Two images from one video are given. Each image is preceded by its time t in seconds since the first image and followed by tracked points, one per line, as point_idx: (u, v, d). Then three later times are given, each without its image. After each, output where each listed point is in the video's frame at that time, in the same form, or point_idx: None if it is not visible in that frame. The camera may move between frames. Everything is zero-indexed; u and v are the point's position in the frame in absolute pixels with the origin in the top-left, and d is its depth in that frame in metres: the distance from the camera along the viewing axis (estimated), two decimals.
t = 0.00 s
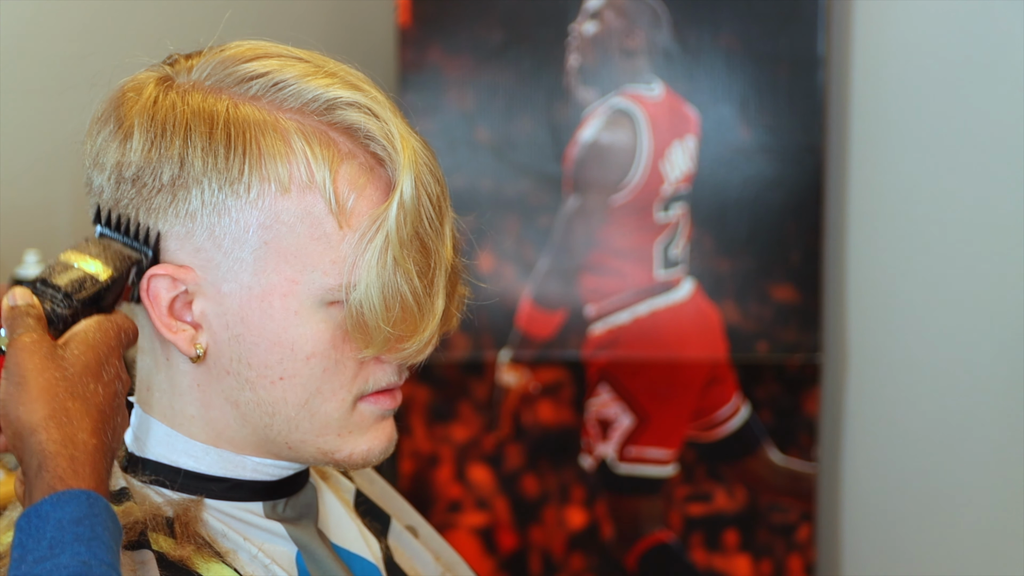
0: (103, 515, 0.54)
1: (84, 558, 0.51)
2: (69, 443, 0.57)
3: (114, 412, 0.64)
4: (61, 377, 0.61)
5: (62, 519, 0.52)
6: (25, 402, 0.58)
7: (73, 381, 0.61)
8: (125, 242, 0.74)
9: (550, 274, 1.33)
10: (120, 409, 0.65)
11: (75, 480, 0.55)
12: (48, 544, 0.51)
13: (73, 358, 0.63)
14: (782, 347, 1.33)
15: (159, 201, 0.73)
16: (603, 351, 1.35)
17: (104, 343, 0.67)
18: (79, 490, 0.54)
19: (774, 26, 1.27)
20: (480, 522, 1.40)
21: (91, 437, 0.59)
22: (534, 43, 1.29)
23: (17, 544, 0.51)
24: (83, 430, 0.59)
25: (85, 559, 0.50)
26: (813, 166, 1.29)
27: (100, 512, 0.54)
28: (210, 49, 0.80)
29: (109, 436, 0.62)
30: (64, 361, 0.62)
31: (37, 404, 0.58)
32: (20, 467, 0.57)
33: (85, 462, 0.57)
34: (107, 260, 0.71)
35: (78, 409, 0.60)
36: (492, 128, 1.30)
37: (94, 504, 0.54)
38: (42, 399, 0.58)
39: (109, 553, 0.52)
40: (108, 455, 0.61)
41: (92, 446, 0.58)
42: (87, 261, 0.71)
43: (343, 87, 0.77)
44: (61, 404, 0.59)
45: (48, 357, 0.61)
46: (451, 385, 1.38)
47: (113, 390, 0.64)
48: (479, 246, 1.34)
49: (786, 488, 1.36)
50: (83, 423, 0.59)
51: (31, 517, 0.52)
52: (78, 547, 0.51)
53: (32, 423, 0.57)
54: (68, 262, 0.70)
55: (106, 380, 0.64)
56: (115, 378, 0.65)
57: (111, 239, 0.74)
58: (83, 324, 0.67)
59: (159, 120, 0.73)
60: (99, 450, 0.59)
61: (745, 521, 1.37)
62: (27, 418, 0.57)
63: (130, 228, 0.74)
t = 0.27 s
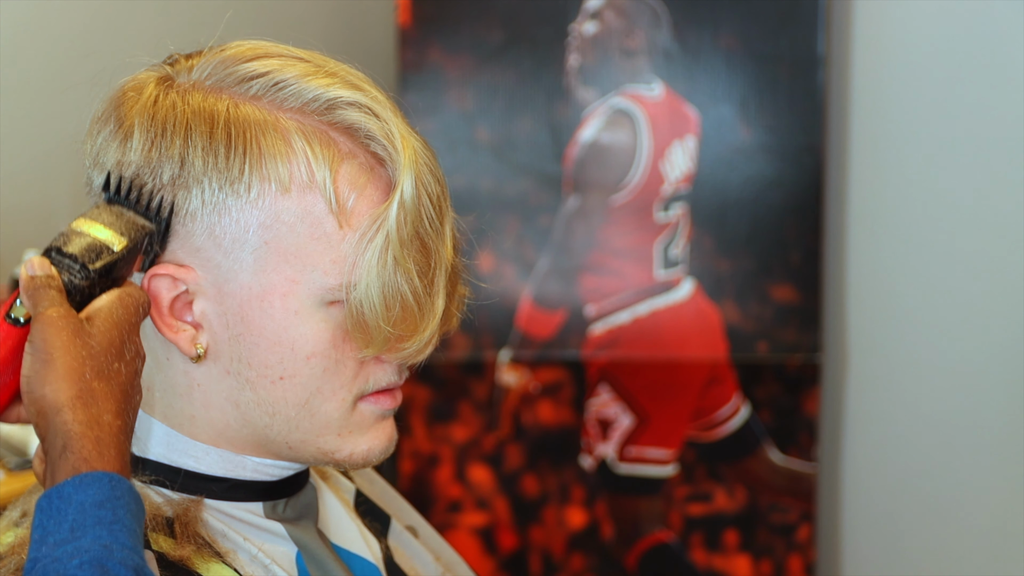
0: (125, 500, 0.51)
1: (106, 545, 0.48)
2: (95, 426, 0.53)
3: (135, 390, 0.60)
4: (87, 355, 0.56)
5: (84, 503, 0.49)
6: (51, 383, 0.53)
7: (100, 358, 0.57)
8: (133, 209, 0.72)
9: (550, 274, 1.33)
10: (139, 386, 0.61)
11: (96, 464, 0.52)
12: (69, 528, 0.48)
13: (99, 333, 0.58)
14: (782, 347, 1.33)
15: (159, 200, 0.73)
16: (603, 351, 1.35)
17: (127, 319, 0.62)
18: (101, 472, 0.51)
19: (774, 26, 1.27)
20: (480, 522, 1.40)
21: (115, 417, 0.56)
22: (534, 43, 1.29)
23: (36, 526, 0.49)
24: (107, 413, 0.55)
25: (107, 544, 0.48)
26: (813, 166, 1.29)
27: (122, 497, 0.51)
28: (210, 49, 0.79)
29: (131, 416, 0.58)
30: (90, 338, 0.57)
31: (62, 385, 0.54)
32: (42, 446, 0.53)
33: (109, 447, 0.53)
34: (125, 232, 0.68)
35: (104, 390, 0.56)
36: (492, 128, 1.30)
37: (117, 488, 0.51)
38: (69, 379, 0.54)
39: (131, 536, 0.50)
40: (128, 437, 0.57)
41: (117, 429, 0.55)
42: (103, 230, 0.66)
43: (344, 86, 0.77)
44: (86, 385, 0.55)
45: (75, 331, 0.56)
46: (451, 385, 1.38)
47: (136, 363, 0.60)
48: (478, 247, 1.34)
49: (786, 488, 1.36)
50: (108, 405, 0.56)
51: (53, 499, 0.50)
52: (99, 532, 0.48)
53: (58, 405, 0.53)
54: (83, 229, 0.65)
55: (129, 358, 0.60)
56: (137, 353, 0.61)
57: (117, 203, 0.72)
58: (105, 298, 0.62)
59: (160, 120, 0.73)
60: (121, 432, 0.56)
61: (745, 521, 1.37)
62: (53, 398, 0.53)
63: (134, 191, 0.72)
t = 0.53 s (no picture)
0: (139, 488, 0.49)
1: (118, 535, 0.46)
2: (110, 414, 0.51)
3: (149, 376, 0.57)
4: (105, 339, 0.54)
5: (96, 491, 0.48)
6: (67, 368, 0.51)
7: (116, 342, 0.54)
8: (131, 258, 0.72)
9: (550, 274, 1.33)
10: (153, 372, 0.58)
11: (111, 451, 0.50)
12: (81, 517, 0.46)
13: (116, 315, 0.55)
14: (782, 347, 1.33)
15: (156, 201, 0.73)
16: (603, 351, 1.35)
17: (142, 302, 0.59)
18: (115, 460, 0.49)
19: (774, 25, 1.27)
20: (480, 522, 1.40)
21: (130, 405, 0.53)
22: (534, 43, 1.29)
23: (50, 511, 0.47)
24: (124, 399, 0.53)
25: (121, 533, 0.46)
26: (813, 166, 1.29)
27: (137, 484, 0.49)
28: (208, 49, 0.80)
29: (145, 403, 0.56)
30: (108, 321, 0.54)
31: (79, 371, 0.51)
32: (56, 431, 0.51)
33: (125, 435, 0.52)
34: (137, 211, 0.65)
35: (120, 375, 0.54)
36: (492, 128, 1.30)
37: (131, 476, 0.49)
38: (85, 367, 0.52)
39: (145, 525, 0.48)
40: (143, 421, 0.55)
41: (132, 415, 0.53)
42: (111, 204, 0.64)
43: (342, 86, 0.77)
44: (104, 370, 0.53)
45: (93, 316, 0.54)
46: (451, 385, 1.38)
47: (151, 348, 0.58)
48: (478, 247, 1.34)
49: (786, 488, 1.36)
50: (124, 394, 0.53)
51: (65, 486, 0.48)
52: (112, 522, 0.47)
53: (73, 390, 0.51)
54: (90, 204, 0.62)
55: (144, 342, 0.57)
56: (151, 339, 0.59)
57: (127, 180, 0.68)
58: (118, 279, 0.58)
59: (157, 119, 0.73)
60: (137, 419, 0.54)
61: (745, 521, 1.37)
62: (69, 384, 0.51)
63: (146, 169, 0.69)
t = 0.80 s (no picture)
0: (153, 494, 0.49)
1: (134, 540, 0.46)
2: (127, 419, 0.52)
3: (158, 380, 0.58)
4: (121, 343, 0.54)
5: (111, 496, 0.48)
6: (84, 370, 0.52)
7: (133, 348, 0.55)
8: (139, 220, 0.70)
9: (550, 274, 1.33)
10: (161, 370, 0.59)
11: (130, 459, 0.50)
12: (95, 522, 0.46)
13: (133, 321, 0.56)
14: (782, 347, 1.33)
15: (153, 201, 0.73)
16: (603, 351, 1.35)
17: (154, 310, 0.59)
18: (131, 466, 0.49)
19: (774, 25, 1.27)
20: (480, 522, 1.40)
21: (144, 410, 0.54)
22: (534, 43, 1.29)
23: (63, 516, 0.47)
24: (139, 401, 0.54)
25: (134, 540, 0.46)
26: (813, 165, 1.29)
27: (152, 490, 0.49)
28: (205, 49, 0.80)
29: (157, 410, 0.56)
30: (124, 326, 0.55)
31: (96, 376, 0.52)
32: (70, 433, 0.52)
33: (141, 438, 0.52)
34: (136, 217, 0.65)
35: (136, 382, 0.54)
36: (492, 128, 1.30)
37: (146, 481, 0.49)
38: (103, 374, 0.52)
39: (158, 532, 0.48)
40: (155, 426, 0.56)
41: (147, 422, 0.53)
42: (111, 212, 0.64)
43: (339, 86, 0.78)
44: (120, 376, 0.53)
45: (110, 321, 0.54)
46: (451, 385, 1.38)
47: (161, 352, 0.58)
48: (478, 246, 1.34)
49: (786, 488, 1.35)
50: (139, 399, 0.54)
51: (79, 490, 0.48)
52: (127, 527, 0.46)
53: (89, 394, 0.52)
54: (91, 214, 0.63)
55: (157, 347, 0.58)
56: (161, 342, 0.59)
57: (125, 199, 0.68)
58: (129, 286, 0.59)
59: (154, 121, 0.73)
60: (151, 426, 0.54)
61: (745, 521, 1.37)
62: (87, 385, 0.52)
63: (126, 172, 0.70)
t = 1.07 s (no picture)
0: (179, 542, 0.52)
1: None
2: (153, 463, 0.55)
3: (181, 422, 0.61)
4: (141, 390, 0.58)
5: (136, 545, 0.50)
6: (108, 419, 0.55)
7: (152, 395, 0.59)
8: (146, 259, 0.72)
9: (550, 274, 1.33)
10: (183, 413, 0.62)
11: (158, 505, 0.53)
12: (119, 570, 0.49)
13: (150, 368, 0.60)
14: (782, 347, 1.33)
15: (150, 202, 0.73)
16: (603, 351, 1.35)
17: (170, 356, 0.63)
18: (155, 514, 0.52)
19: (775, 25, 1.27)
20: (480, 522, 1.40)
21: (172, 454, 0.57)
22: (534, 43, 1.29)
23: (90, 564, 0.50)
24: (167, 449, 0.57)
25: None
26: (813, 165, 1.29)
27: (177, 539, 0.52)
28: (203, 50, 0.80)
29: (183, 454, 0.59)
30: (143, 372, 0.59)
31: (120, 423, 0.55)
32: (98, 482, 0.55)
33: (167, 483, 0.55)
34: (129, 271, 0.67)
35: (160, 428, 0.57)
36: (492, 128, 1.30)
37: (171, 530, 0.52)
38: (126, 419, 0.56)
39: None
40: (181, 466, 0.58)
41: (174, 466, 0.56)
42: (109, 271, 0.65)
43: (336, 86, 0.78)
44: (143, 422, 0.56)
45: (128, 367, 0.58)
46: (451, 385, 1.39)
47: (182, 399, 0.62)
48: (478, 246, 1.33)
49: (786, 488, 1.35)
50: (165, 442, 0.57)
51: (105, 538, 0.51)
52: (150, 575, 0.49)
53: (116, 441, 0.55)
54: (92, 275, 0.64)
55: (177, 393, 0.61)
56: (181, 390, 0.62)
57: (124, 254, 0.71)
58: (143, 335, 0.62)
59: (151, 122, 0.73)
60: (178, 470, 0.57)
61: (745, 521, 1.37)
62: (111, 434, 0.55)
63: (137, 241, 0.72)
